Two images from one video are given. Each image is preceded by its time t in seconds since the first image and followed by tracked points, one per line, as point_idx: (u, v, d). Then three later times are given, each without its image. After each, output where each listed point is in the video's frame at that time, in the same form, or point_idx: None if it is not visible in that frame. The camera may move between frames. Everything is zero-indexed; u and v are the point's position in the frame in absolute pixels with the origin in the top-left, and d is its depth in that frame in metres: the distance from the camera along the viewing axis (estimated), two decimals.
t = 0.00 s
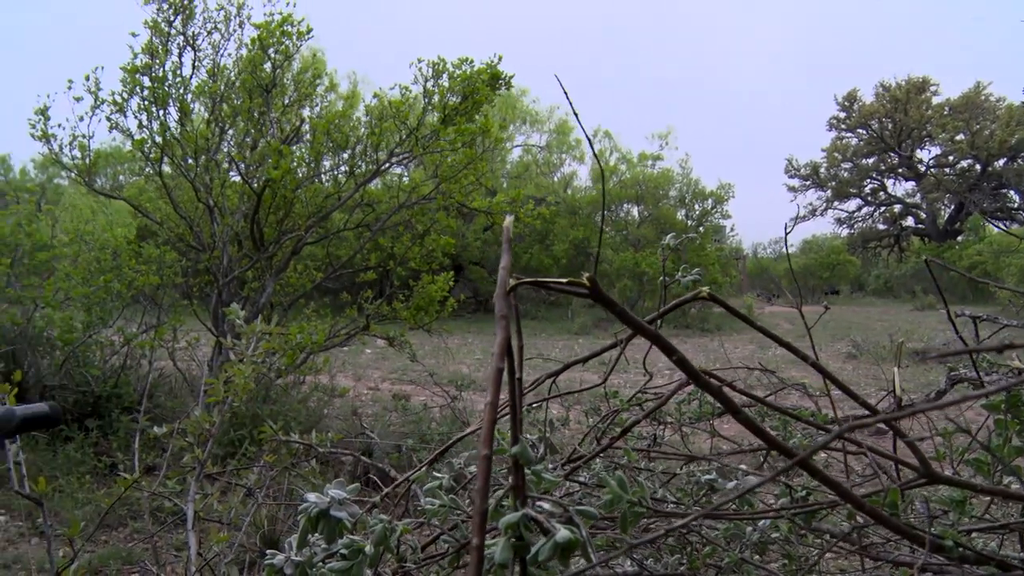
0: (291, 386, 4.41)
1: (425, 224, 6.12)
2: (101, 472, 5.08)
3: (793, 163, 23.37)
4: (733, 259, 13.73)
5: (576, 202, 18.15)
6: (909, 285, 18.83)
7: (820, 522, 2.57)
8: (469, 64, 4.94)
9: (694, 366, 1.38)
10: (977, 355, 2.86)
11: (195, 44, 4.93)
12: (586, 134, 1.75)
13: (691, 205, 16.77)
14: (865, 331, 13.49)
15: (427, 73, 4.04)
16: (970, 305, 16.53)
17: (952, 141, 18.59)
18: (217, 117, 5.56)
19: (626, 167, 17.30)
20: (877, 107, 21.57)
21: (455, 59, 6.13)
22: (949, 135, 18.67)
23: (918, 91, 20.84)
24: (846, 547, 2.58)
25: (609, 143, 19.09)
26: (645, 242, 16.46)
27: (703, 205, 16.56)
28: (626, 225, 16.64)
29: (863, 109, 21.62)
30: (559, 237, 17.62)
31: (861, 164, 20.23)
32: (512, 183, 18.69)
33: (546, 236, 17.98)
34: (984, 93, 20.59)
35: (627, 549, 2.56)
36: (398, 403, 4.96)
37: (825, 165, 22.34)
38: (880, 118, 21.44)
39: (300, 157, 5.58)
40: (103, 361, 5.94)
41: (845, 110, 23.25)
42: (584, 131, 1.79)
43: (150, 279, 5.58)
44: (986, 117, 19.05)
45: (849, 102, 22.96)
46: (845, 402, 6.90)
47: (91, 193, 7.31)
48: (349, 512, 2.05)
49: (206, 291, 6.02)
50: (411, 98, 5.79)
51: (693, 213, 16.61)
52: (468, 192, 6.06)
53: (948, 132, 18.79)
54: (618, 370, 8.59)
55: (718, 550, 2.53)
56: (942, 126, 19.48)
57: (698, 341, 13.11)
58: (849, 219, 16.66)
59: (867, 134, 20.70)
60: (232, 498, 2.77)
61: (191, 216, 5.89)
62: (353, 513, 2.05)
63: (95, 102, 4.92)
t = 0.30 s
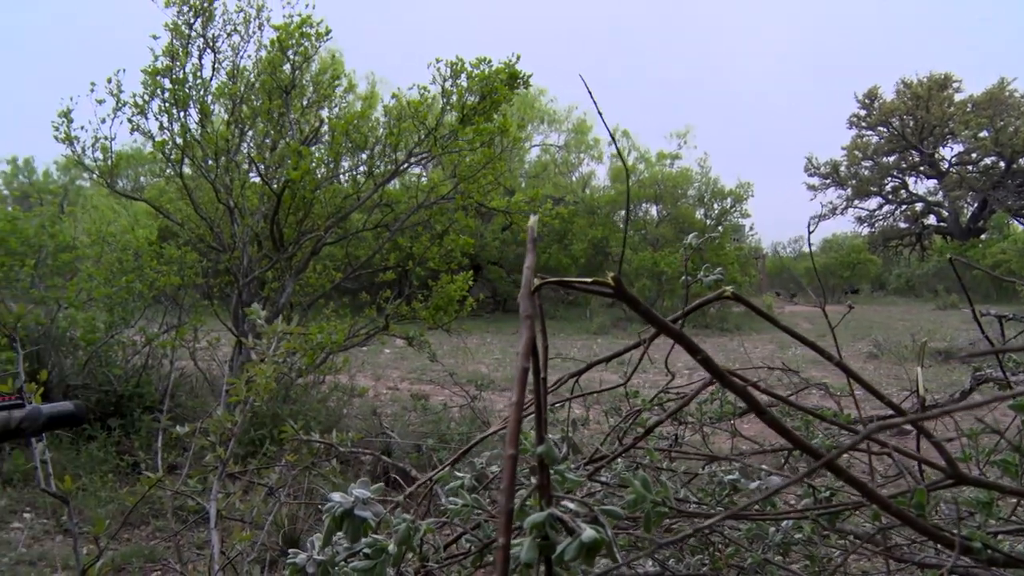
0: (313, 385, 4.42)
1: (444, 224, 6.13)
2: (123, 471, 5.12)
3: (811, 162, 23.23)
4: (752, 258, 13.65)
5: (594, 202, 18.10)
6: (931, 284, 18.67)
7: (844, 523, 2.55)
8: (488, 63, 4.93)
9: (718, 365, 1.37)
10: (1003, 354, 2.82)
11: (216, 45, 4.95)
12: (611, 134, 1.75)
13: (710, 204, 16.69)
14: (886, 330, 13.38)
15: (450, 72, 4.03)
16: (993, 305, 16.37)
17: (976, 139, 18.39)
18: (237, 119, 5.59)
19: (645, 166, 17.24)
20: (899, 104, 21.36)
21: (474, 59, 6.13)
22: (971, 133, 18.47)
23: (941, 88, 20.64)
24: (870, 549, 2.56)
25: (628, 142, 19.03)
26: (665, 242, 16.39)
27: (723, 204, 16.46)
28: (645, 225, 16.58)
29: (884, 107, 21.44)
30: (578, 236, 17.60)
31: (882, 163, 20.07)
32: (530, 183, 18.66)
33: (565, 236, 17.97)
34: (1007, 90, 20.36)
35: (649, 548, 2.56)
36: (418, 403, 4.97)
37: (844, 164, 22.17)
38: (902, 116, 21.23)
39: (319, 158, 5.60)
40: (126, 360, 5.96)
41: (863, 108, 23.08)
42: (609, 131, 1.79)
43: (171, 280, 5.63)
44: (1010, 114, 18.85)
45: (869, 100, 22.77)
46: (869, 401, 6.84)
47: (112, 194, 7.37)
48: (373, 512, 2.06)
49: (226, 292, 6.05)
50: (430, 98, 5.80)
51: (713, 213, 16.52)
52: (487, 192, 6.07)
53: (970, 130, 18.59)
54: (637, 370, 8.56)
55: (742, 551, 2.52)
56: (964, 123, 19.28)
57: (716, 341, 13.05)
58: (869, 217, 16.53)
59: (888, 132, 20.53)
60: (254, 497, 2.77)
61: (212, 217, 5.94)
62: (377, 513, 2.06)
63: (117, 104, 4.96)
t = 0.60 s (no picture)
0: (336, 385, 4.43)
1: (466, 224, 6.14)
2: (147, 470, 5.17)
3: (832, 160, 23.06)
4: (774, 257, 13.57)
5: (615, 201, 18.05)
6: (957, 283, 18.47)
7: (871, 525, 2.53)
8: (511, 63, 4.93)
9: (746, 365, 1.36)
10: None
11: (238, 47, 4.98)
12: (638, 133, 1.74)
13: (732, 203, 16.60)
14: (910, 330, 13.25)
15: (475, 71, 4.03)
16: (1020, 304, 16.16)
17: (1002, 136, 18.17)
18: (260, 120, 5.62)
19: (667, 165, 17.18)
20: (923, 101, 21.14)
21: (496, 58, 6.12)
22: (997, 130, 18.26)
23: (967, 84, 20.41)
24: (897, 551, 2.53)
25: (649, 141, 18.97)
26: (686, 241, 16.32)
27: (745, 203, 16.36)
28: (667, 224, 16.51)
29: (908, 104, 21.23)
30: (600, 236, 17.58)
31: (906, 160, 19.88)
32: (551, 184, 18.64)
33: (586, 235, 17.96)
34: None
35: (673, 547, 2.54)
36: (441, 402, 4.97)
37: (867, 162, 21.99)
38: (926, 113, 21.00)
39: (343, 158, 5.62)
40: (150, 360, 5.99)
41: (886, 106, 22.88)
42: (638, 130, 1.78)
43: (194, 280, 5.68)
44: None
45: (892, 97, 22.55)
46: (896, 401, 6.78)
47: (137, 195, 7.43)
48: (399, 511, 2.06)
49: (250, 292, 6.09)
50: (451, 98, 5.80)
51: (735, 212, 16.43)
52: (509, 192, 6.07)
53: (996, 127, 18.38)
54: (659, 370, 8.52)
55: (768, 551, 2.50)
56: (990, 120, 19.07)
57: (738, 340, 12.98)
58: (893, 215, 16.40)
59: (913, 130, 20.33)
60: (279, 496, 2.78)
61: (235, 217, 5.99)
62: (402, 512, 2.05)
63: (142, 106, 5.00)
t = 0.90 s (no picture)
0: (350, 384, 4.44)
1: (480, 224, 6.15)
2: (162, 469, 5.20)
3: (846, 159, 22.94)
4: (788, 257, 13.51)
5: (628, 201, 18.02)
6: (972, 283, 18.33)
7: (887, 526, 2.52)
8: (525, 62, 4.94)
9: (762, 364, 1.36)
10: None
11: (252, 47, 5.00)
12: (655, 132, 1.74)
13: (747, 202, 16.53)
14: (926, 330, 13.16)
15: (489, 71, 4.04)
16: None
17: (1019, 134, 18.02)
18: (274, 120, 5.64)
19: (681, 165, 17.13)
20: (938, 100, 21.00)
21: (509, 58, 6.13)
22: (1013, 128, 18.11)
23: (983, 82, 20.27)
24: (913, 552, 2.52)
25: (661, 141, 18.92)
26: (700, 241, 16.26)
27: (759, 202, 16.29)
28: (680, 224, 16.46)
29: (923, 103, 21.09)
30: (613, 235, 17.57)
31: (922, 160, 19.75)
32: (564, 183, 18.62)
33: (599, 235, 17.93)
34: None
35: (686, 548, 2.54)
36: (454, 402, 4.97)
37: (881, 161, 21.88)
38: (942, 112, 20.85)
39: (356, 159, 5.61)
40: (165, 359, 6.04)
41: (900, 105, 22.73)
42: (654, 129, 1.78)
43: (209, 280, 5.70)
44: None
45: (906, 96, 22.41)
46: (911, 400, 6.75)
47: (152, 195, 7.47)
48: (415, 510, 2.05)
49: (264, 292, 6.12)
50: (465, 98, 5.81)
51: (749, 211, 16.36)
52: (523, 191, 6.08)
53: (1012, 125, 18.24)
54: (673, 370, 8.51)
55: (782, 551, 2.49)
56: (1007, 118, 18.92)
57: (751, 341, 12.92)
58: (908, 214, 16.30)
59: (928, 128, 20.20)
60: (293, 494, 2.77)
61: (249, 217, 6.02)
62: (418, 511, 2.06)
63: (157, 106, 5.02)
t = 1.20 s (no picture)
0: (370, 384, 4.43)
1: (498, 224, 6.15)
2: (182, 468, 5.23)
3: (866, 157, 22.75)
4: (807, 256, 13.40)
5: (645, 200, 17.96)
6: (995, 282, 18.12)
7: (913, 527, 2.50)
8: (542, 62, 4.92)
9: (790, 364, 1.34)
10: None
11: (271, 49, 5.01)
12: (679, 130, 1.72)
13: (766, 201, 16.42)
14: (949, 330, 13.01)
15: (512, 71, 4.02)
16: None
17: None
18: (292, 121, 5.67)
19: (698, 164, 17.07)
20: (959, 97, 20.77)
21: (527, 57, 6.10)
22: None
23: (1006, 79, 20.03)
24: (939, 553, 2.50)
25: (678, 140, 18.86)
26: (717, 240, 16.19)
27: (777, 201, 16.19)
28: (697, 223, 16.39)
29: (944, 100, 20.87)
30: (630, 235, 17.53)
31: (943, 158, 19.54)
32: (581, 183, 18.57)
33: (616, 234, 17.90)
34: None
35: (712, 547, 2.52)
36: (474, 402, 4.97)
37: (901, 159, 21.69)
38: (963, 109, 20.63)
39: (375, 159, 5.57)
40: (185, 360, 6.03)
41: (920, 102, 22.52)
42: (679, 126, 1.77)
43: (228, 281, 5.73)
44: None
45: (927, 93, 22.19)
46: (935, 400, 6.67)
47: (173, 196, 7.50)
48: (438, 509, 2.04)
49: (283, 292, 6.16)
50: (483, 98, 5.81)
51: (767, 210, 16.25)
52: (541, 192, 6.07)
53: None
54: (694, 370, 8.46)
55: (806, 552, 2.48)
56: None
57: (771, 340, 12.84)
58: (926, 212, 16.16)
59: (950, 126, 20.00)
60: (315, 493, 2.78)
61: (269, 218, 6.07)
62: (441, 510, 2.04)
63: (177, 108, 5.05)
